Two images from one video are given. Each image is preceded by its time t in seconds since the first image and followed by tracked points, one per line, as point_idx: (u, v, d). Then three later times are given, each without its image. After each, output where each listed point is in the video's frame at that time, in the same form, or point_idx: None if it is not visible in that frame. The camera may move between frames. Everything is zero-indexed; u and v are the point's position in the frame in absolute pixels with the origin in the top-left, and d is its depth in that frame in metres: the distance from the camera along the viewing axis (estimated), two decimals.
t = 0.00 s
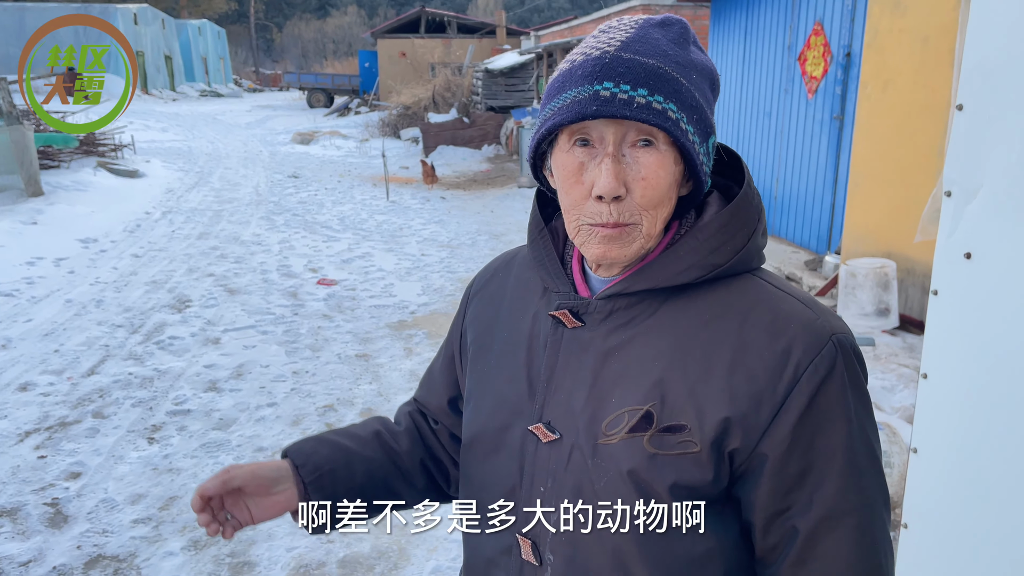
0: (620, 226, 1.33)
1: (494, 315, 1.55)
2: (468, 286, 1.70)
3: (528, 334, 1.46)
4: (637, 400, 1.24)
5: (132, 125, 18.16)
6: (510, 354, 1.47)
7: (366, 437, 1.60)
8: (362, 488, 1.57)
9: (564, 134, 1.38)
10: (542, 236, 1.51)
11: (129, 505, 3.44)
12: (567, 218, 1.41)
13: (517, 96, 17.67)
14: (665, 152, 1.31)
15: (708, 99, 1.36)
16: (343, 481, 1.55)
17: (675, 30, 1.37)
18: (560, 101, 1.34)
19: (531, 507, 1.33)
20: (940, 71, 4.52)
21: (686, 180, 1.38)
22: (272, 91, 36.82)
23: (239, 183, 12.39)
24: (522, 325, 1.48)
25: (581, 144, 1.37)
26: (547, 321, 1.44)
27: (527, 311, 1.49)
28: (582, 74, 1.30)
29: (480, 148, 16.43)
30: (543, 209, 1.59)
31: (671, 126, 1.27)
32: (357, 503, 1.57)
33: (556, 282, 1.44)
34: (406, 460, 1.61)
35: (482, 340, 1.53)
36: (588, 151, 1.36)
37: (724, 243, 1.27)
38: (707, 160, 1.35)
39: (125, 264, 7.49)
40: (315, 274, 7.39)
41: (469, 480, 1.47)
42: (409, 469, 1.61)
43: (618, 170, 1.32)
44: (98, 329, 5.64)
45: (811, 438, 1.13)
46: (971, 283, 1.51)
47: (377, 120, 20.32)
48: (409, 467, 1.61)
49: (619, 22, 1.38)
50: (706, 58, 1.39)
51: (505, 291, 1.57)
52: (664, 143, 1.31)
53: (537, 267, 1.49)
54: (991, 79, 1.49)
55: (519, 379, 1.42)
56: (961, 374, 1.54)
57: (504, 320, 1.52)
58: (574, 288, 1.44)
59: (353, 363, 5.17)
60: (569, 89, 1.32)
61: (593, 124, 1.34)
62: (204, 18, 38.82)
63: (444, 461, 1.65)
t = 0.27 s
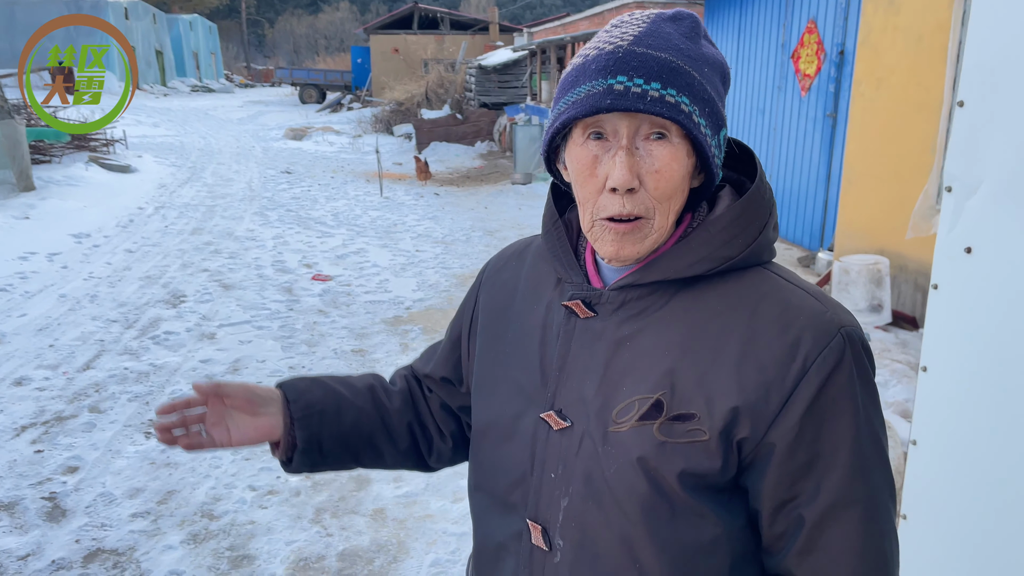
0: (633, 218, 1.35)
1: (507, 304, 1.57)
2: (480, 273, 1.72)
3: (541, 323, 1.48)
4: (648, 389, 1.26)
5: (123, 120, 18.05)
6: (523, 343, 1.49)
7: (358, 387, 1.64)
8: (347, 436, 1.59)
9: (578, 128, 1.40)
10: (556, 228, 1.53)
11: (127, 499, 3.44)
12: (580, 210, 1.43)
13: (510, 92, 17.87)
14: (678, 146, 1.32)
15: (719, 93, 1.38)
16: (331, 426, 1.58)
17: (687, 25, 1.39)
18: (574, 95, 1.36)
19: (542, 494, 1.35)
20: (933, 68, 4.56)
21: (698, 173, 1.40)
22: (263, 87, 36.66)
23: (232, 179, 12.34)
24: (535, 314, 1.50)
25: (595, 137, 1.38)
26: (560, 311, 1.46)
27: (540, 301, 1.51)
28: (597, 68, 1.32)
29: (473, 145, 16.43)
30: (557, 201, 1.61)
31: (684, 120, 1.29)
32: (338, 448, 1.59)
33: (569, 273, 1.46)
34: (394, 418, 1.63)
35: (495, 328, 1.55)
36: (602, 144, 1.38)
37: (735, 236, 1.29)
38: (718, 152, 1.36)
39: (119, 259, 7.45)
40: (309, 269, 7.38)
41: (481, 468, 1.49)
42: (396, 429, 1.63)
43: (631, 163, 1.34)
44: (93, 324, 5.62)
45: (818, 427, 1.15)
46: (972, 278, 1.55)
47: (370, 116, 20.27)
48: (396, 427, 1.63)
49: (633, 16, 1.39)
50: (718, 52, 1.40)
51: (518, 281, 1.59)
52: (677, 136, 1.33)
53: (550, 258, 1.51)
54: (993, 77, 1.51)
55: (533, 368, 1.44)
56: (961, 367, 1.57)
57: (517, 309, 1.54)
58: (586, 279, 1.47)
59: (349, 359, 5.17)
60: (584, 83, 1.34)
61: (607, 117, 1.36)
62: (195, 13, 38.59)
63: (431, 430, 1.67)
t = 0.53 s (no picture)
0: (643, 210, 1.37)
1: (517, 292, 1.59)
2: (488, 260, 1.74)
3: (550, 311, 1.50)
4: (655, 377, 1.28)
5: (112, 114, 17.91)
6: (532, 331, 1.51)
7: (352, 330, 1.67)
8: (332, 373, 1.61)
9: (590, 121, 1.42)
10: (567, 218, 1.55)
11: (125, 493, 3.44)
12: (590, 202, 1.45)
13: (501, 88, 17.91)
14: (688, 140, 1.35)
15: (728, 89, 1.40)
16: (319, 360, 1.60)
17: (699, 21, 1.41)
18: (587, 88, 1.38)
19: (549, 479, 1.38)
20: (926, 67, 4.61)
21: (706, 167, 1.42)
22: (253, 82, 36.45)
23: (223, 174, 12.28)
24: (545, 302, 1.52)
25: (606, 130, 1.40)
26: (569, 301, 1.48)
27: (548, 290, 1.53)
28: (610, 63, 1.34)
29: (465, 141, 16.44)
30: (568, 192, 1.63)
31: (695, 115, 1.31)
32: (321, 383, 1.61)
33: (578, 262, 1.48)
34: (382, 367, 1.66)
35: (505, 317, 1.57)
36: (613, 137, 1.40)
37: (743, 229, 1.31)
38: (727, 147, 1.39)
39: (111, 254, 7.41)
40: (303, 265, 7.37)
41: (489, 455, 1.51)
42: (381, 377, 1.67)
43: (642, 156, 1.36)
44: (86, 319, 5.60)
45: (821, 417, 1.18)
46: (972, 273, 1.58)
47: (361, 112, 20.21)
48: (382, 376, 1.67)
49: (645, 12, 1.41)
50: (728, 49, 1.42)
51: (527, 269, 1.61)
52: (687, 130, 1.35)
53: (561, 248, 1.53)
54: (994, 75, 1.54)
55: (542, 356, 1.46)
56: (960, 360, 1.61)
57: (527, 298, 1.56)
58: (596, 269, 1.49)
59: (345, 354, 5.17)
60: (597, 77, 1.35)
61: (619, 111, 1.37)
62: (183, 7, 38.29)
63: (414, 387, 1.70)
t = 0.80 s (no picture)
0: (635, 207, 1.40)
1: (511, 285, 1.61)
2: (482, 255, 1.76)
3: (543, 304, 1.52)
4: (645, 368, 1.31)
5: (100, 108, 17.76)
6: (526, 324, 1.52)
7: (348, 342, 1.68)
8: (332, 386, 1.63)
9: (585, 118, 1.44)
10: (559, 215, 1.57)
11: (117, 488, 3.43)
12: (584, 198, 1.47)
13: (491, 84, 17.74)
14: (680, 139, 1.37)
15: (719, 89, 1.42)
16: (318, 375, 1.62)
17: (691, 22, 1.43)
18: (582, 87, 1.39)
19: (541, 468, 1.40)
20: (914, 65, 4.66)
21: (697, 165, 1.45)
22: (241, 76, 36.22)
23: (212, 169, 12.22)
24: (538, 296, 1.54)
25: (601, 128, 1.42)
26: (562, 294, 1.50)
27: (542, 284, 1.55)
28: (605, 62, 1.36)
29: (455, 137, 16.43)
30: (561, 188, 1.65)
31: (687, 115, 1.33)
32: (323, 397, 1.63)
33: (571, 256, 1.50)
34: (381, 374, 1.68)
35: (499, 310, 1.59)
36: (607, 135, 1.42)
37: (731, 224, 1.33)
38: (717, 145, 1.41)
39: (99, 249, 7.37)
40: (293, 260, 7.35)
41: (483, 445, 1.53)
42: (380, 384, 1.68)
43: (635, 154, 1.38)
44: (75, 314, 5.57)
45: (805, 406, 1.20)
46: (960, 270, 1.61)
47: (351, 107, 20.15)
48: (381, 383, 1.68)
49: (639, 12, 1.43)
50: (719, 49, 1.45)
51: (521, 263, 1.63)
52: (679, 129, 1.37)
53: (553, 242, 1.55)
54: (982, 75, 1.57)
55: (536, 348, 1.48)
56: (947, 354, 1.64)
57: (521, 291, 1.58)
58: (588, 264, 1.51)
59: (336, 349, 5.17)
60: (591, 76, 1.37)
61: (613, 109, 1.39)
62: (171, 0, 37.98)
63: (414, 390, 1.72)
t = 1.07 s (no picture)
0: (621, 200, 1.40)
1: (500, 279, 1.61)
2: (470, 250, 1.76)
3: (533, 298, 1.52)
4: (635, 360, 1.31)
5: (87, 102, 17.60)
6: (516, 318, 1.53)
7: (340, 325, 1.68)
8: (321, 367, 1.63)
9: (572, 113, 1.44)
10: (549, 210, 1.57)
11: (107, 485, 3.41)
12: (571, 192, 1.47)
13: (483, 81, 17.71)
14: (665, 133, 1.38)
15: (704, 83, 1.43)
16: (308, 355, 1.61)
17: (676, 18, 1.43)
18: (569, 82, 1.40)
19: (533, 460, 1.40)
20: (904, 63, 4.69)
21: (683, 158, 1.45)
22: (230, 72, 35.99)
23: (202, 165, 12.14)
24: (528, 290, 1.54)
25: (587, 123, 1.43)
26: (552, 288, 1.51)
27: (531, 278, 1.55)
28: (591, 58, 1.36)
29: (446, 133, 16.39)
30: (549, 183, 1.65)
31: (672, 109, 1.34)
32: (311, 377, 1.62)
33: (561, 251, 1.50)
34: (370, 359, 1.68)
35: (488, 304, 1.59)
36: (594, 130, 1.43)
37: (719, 218, 1.35)
38: (703, 140, 1.42)
39: (88, 245, 7.31)
40: (284, 256, 7.32)
41: (474, 438, 1.53)
42: (369, 369, 1.68)
43: (621, 147, 1.38)
44: (64, 310, 5.52)
45: (793, 396, 1.21)
46: (952, 265, 1.63)
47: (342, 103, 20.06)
48: (369, 367, 1.68)
49: (624, 8, 1.43)
50: (704, 45, 1.45)
51: (511, 258, 1.63)
52: (664, 124, 1.38)
53: (543, 237, 1.55)
54: (973, 72, 1.59)
55: (526, 341, 1.49)
56: (938, 348, 1.66)
57: (510, 285, 1.58)
58: (578, 257, 1.51)
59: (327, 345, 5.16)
60: (578, 71, 1.38)
61: (600, 104, 1.40)
62: None
63: (401, 378, 1.72)
